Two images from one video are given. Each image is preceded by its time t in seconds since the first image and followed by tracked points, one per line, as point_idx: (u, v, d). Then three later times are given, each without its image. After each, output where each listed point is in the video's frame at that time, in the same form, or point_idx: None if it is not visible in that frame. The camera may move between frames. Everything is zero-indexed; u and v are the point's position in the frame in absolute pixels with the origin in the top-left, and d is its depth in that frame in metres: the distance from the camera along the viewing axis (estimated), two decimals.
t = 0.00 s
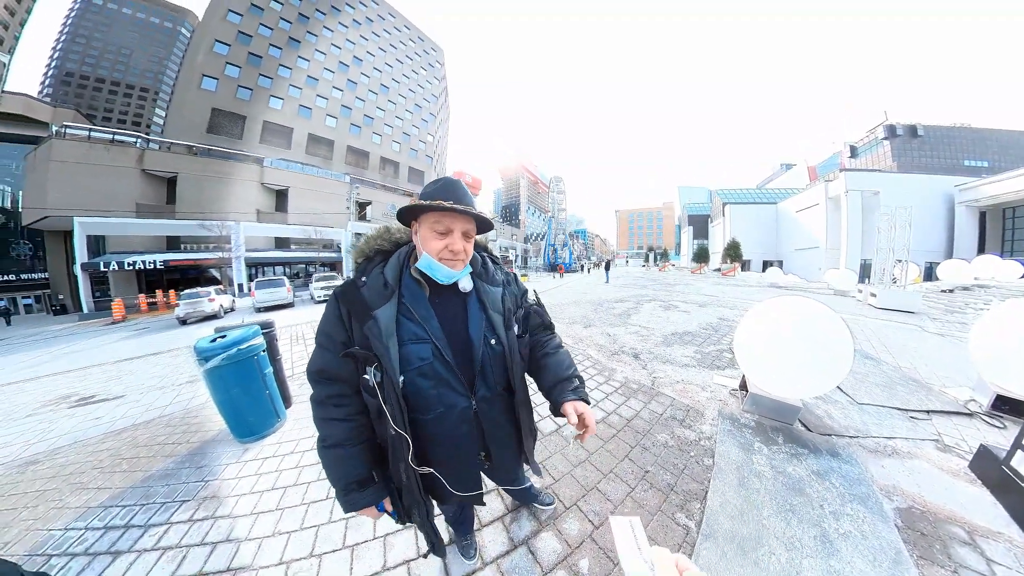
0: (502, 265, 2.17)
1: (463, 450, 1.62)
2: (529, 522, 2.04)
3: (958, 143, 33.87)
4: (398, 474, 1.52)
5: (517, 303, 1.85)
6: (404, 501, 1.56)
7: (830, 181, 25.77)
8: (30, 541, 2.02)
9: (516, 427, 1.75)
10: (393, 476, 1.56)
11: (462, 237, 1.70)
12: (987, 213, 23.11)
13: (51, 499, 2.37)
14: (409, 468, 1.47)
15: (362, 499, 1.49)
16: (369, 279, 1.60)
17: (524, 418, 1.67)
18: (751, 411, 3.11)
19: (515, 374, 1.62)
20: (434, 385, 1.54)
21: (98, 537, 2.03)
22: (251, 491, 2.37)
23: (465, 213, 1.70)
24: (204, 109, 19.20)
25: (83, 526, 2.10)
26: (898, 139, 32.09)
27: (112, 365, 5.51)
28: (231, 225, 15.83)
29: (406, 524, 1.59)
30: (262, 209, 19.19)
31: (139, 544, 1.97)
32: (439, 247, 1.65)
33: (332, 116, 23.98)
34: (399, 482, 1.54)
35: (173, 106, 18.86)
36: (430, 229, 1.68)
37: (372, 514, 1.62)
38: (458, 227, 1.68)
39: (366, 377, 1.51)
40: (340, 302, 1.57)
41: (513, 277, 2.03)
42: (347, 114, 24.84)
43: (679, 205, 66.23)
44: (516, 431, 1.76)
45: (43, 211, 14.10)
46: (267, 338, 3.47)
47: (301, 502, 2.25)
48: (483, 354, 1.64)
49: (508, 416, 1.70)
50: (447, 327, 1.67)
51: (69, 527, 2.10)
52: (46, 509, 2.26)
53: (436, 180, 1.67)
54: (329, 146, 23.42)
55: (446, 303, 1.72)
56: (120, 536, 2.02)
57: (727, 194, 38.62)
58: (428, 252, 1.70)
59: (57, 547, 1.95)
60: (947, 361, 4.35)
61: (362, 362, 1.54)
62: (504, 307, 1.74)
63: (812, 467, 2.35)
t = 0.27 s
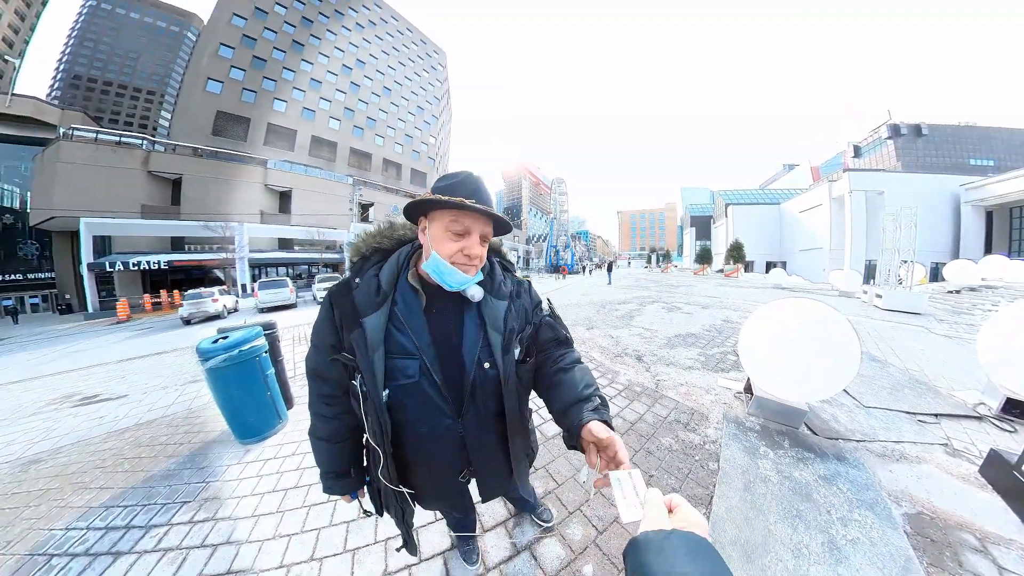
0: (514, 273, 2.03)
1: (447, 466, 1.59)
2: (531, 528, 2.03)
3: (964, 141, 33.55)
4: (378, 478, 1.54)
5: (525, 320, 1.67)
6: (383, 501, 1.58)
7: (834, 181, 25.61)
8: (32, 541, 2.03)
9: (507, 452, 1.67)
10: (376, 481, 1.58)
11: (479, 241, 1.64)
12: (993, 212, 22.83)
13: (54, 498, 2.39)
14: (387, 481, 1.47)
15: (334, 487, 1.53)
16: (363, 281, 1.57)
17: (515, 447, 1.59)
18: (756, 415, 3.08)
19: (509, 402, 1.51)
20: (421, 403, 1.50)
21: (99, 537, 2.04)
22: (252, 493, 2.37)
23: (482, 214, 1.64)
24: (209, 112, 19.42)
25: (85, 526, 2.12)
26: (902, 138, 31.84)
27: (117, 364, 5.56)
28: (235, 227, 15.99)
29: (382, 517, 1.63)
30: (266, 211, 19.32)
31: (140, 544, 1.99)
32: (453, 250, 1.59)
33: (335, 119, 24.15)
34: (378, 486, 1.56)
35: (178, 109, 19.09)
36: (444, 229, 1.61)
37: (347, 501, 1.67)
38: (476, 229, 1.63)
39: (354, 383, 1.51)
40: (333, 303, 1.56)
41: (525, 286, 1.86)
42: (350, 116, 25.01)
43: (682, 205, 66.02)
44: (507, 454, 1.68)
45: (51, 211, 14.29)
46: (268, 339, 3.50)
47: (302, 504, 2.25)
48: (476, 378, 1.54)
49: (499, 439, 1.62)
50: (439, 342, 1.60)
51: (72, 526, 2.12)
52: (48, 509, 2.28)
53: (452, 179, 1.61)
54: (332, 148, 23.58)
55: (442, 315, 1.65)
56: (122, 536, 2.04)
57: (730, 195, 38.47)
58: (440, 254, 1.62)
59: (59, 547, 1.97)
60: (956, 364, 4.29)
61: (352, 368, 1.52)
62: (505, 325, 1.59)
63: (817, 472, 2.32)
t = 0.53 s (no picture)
0: (518, 279, 2.01)
1: (445, 477, 1.57)
2: (532, 532, 2.01)
3: (968, 140, 33.27)
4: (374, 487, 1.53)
5: (529, 330, 1.67)
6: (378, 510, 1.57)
7: (837, 181, 25.42)
8: (32, 540, 2.04)
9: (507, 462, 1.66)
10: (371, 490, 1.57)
11: (492, 248, 1.59)
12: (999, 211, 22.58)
13: (56, 497, 2.39)
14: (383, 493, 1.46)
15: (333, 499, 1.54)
16: (360, 282, 1.52)
17: (516, 456, 1.59)
18: (761, 418, 3.05)
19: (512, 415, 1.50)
20: (419, 413, 1.48)
21: (100, 536, 2.04)
22: (252, 494, 2.37)
23: (497, 220, 1.58)
24: (214, 114, 19.60)
25: (85, 525, 2.12)
26: (906, 137, 31.62)
27: (120, 363, 5.59)
28: (238, 228, 16.05)
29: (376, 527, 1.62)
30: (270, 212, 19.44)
31: (140, 544, 1.99)
32: (464, 257, 1.54)
33: (338, 121, 24.32)
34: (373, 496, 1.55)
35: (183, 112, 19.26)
36: (455, 234, 1.55)
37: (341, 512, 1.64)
38: (490, 237, 1.57)
39: (348, 392, 1.49)
40: (326, 306, 1.51)
41: (530, 294, 1.84)
42: (353, 118, 25.17)
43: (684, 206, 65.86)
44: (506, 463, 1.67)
45: (58, 212, 14.51)
46: (270, 339, 3.51)
47: (302, 506, 2.25)
48: (479, 388, 1.53)
49: (499, 449, 1.62)
50: (440, 349, 1.58)
51: (72, 525, 2.13)
52: (49, 507, 2.29)
53: (467, 180, 1.53)
54: (335, 150, 23.73)
55: (444, 323, 1.64)
56: (121, 536, 2.04)
57: (732, 195, 38.29)
58: (447, 259, 1.57)
59: (60, 546, 1.98)
60: (964, 366, 4.24)
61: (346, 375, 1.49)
62: (510, 335, 1.58)
63: (823, 476, 2.29)
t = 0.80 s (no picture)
0: (512, 277, 2.02)
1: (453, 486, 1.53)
2: (533, 538, 1.99)
3: (969, 139, 33.18)
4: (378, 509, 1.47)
5: (527, 329, 1.70)
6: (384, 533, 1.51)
7: (838, 180, 25.35)
8: (32, 540, 2.03)
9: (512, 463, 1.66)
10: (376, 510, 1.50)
11: (494, 249, 1.58)
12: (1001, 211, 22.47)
13: (54, 497, 2.39)
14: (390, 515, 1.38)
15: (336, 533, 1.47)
16: (351, 288, 1.47)
17: (522, 458, 1.59)
18: (763, 420, 3.02)
19: (518, 417, 1.50)
20: (423, 422, 1.44)
21: (97, 537, 2.03)
22: (249, 496, 2.35)
23: (501, 222, 1.56)
24: (217, 116, 19.67)
25: (83, 526, 2.11)
26: (907, 137, 31.56)
27: (120, 364, 5.59)
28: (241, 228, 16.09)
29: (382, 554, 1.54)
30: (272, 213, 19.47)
31: (135, 546, 1.97)
32: (467, 260, 1.51)
33: (340, 123, 24.41)
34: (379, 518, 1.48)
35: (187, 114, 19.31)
36: (458, 235, 1.52)
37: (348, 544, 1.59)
38: (494, 237, 1.55)
39: (343, 409, 1.42)
40: (314, 315, 1.43)
41: (525, 295, 1.87)
42: (354, 120, 25.26)
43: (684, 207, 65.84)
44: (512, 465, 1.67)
45: (64, 211, 14.77)
46: (270, 340, 3.51)
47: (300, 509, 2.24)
48: (485, 392, 1.53)
49: (505, 451, 1.61)
50: (441, 354, 1.56)
51: (71, 524, 2.12)
52: (48, 507, 2.29)
53: (466, 179, 1.53)
54: (337, 152, 23.83)
55: (445, 327, 1.61)
56: (118, 537, 2.02)
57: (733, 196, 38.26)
58: (449, 261, 1.53)
59: (59, 545, 1.97)
60: (969, 367, 4.20)
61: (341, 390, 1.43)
62: (511, 336, 1.59)
63: (828, 480, 2.27)
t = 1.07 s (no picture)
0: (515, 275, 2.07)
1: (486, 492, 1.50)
2: (542, 541, 2.00)
3: (964, 141, 33.57)
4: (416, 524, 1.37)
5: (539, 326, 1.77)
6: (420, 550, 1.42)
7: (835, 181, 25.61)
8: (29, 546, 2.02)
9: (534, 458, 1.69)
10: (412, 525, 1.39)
11: (511, 250, 1.60)
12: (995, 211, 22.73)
13: (52, 503, 2.37)
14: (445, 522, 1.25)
15: (423, 547, 1.11)
16: (370, 296, 1.37)
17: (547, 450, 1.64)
18: (766, 420, 3.06)
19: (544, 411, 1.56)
20: (457, 428, 1.41)
21: (95, 545, 2.02)
22: (252, 501, 2.35)
23: (518, 224, 1.57)
24: (218, 116, 19.51)
25: (77, 534, 2.10)
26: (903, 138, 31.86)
27: (121, 365, 5.55)
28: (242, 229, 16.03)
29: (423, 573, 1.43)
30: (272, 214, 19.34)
31: (131, 556, 1.95)
32: (487, 264, 1.52)
33: (341, 124, 24.35)
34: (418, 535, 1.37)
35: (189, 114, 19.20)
36: (478, 237, 1.52)
37: None
38: (512, 238, 1.57)
39: (375, 429, 1.34)
40: (329, 329, 1.32)
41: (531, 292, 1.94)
42: (354, 122, 25.19)
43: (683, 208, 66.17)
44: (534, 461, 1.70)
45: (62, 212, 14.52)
46: (273, 342, 3.50)
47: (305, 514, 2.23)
48: (513, 390, 1.55)
49: (530, 446, 1.64)
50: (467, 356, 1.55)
51: (67, 532, 2.11)
52: (45, 513, 2.27)
53: (476, 180, 1.52)
54: (337, 153, 23.78)
55: (466, 330, 1.61)
56: (115, 546, 2.01)
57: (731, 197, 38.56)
58: (470, 266, 1.53)
59: (54, 554, 1.95)
60: (965, 365, 4.28)
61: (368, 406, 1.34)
62: (529, 334, 1.64)
63: (830, 478, 2.31)
